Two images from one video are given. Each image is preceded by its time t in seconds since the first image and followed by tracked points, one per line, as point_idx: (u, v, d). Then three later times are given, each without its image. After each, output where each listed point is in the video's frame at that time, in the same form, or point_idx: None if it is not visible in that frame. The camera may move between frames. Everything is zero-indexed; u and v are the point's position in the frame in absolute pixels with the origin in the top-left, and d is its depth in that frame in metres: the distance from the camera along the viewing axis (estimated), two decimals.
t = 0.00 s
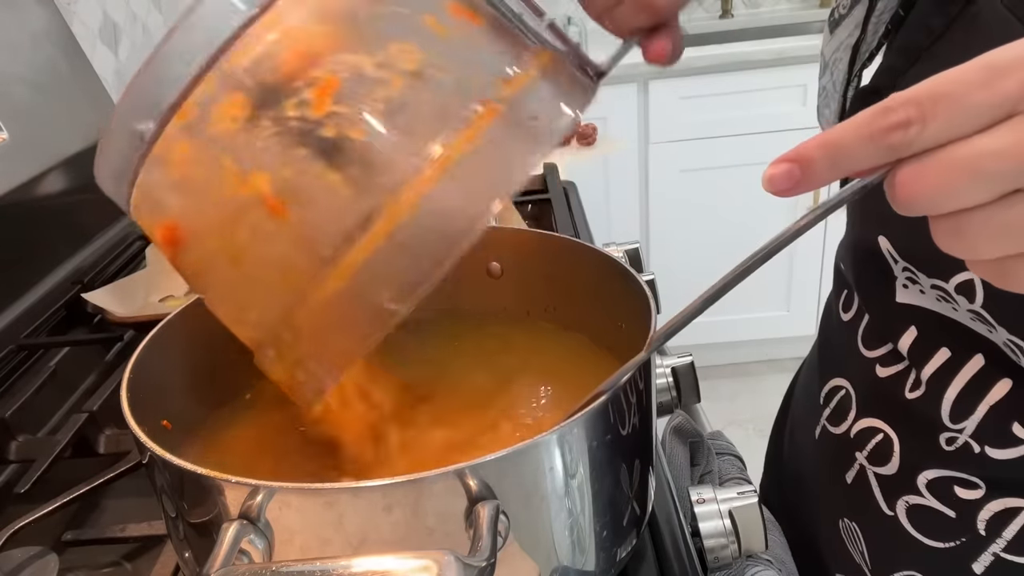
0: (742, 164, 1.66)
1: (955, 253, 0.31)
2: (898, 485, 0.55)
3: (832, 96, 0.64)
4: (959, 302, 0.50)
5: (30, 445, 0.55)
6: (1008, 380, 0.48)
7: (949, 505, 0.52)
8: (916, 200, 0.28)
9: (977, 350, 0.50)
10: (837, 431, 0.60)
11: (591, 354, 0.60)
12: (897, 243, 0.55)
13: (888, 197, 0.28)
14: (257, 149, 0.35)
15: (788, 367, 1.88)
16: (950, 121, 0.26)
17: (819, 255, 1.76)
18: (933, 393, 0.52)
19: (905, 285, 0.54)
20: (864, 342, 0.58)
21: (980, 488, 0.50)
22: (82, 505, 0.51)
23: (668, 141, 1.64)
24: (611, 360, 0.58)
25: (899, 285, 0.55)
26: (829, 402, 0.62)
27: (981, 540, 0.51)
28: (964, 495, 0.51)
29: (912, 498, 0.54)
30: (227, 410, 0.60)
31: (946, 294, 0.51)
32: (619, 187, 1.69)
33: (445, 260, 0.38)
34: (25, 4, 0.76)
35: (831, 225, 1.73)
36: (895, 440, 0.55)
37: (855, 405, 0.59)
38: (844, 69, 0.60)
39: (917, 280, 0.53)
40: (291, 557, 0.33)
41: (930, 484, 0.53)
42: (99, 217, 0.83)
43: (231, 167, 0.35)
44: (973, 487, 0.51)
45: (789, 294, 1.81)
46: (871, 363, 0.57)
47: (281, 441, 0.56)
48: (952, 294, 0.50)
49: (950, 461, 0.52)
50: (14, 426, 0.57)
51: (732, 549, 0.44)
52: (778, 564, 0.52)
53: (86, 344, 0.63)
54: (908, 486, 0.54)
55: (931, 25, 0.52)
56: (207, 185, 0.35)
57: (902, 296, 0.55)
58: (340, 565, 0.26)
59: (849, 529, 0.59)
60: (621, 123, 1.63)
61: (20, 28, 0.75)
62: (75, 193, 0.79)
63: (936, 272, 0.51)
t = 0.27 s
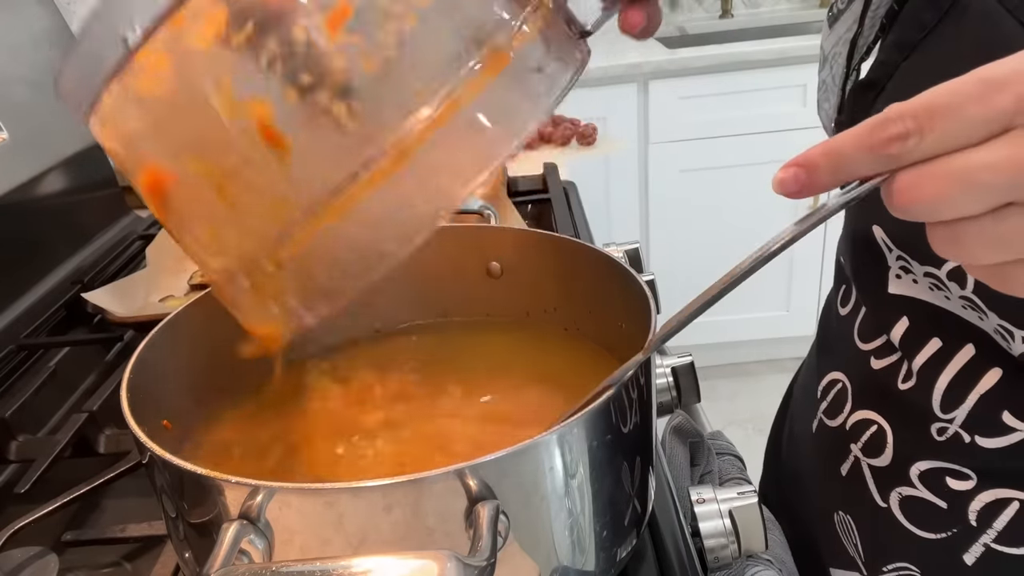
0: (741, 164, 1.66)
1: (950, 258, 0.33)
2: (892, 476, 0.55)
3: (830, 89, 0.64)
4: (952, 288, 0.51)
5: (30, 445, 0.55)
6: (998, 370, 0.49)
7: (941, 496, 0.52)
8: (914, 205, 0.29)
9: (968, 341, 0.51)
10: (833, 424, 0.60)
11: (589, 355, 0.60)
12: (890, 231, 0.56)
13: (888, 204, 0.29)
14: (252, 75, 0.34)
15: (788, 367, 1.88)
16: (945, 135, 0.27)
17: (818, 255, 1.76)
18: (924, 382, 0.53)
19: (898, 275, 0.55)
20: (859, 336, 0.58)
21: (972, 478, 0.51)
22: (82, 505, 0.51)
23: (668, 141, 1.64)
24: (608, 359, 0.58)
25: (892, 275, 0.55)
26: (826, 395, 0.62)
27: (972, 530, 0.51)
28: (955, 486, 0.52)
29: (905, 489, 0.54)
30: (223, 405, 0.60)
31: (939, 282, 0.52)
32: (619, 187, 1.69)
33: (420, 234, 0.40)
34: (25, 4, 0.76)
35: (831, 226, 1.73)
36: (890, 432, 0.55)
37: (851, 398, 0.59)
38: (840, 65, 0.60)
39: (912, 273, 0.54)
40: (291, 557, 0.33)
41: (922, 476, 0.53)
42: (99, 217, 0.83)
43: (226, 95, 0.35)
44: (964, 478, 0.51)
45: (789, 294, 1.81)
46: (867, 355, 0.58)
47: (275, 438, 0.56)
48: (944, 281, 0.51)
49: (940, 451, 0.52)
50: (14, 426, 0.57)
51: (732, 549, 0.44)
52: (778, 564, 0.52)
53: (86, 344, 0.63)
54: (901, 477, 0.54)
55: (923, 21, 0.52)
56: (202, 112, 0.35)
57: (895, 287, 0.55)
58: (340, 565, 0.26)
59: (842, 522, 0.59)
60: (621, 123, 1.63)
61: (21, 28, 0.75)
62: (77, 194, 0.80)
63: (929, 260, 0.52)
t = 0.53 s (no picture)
0: (741, 164, 1.66)
1: (953, 263, 0.33)
2: (885, 470, 0.55)
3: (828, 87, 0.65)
4: (944, 284, 0.50)
5: (30, 445, 0.55)
6: (989, 365, 0.49)
7: (932, 489, 0.52)
8: (909, 213, 0.30)
9: (962, 336, 0.50)
10: (827, 419, 0.60)
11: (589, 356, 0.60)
12: (884, 227, 0.56)
13: (884, 214, 0.31)
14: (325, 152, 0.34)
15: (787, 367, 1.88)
16: (934, 141, 0.29)
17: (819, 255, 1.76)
18: (917, 378, 0.52)
19: (892, 272, 0.55)
20: (856, 330, 0.59)
21: (963, 472, 0.50)
22: (81, 505, 0.51)
23: (668, 141, 1.64)
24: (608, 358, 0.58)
25: (887, 271, 0.55)
26: (821, 391, 0.62)
27: (962, 524, 0.51)
28: (947, 480, 0.51)
29: (897, 483, 0.54)
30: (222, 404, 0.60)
31: (932, 278, 0.51)
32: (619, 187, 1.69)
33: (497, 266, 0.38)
34: (25, 4, 0.76)
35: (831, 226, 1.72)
36: (882, 427, 0.55)
37: (846, 394, 0.59)
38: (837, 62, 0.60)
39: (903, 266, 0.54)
40: (291, 557, 0.33)
41: (914, 469, 0.53)
42: (99, 217, 0.83)
43: (300, 163, 0.34)
44: (955, 472, 0.51)
45: (789, 294, 1.81)
46: (862, 351, 0.58)
47: (274, 437, 0.56)
48: (937, 277, 0.51)
49: (934, 446, 0.52)
50: (14, 426, 0.57)
51: (732, 549, 0.44)
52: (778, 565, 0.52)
53: (85, 344, 0.63)
54: (894, 471, 0.54)
55: (915, 19, 0.52)
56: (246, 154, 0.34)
57: (890, 283, 0.55)
58: (340, 566, 0.26)
59: (837, 517, 0.60)
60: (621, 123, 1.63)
61: (21, 28, 0.74)
62: (75, 195, 0.80)
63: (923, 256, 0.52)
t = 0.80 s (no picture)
0: (741, 164, 1.66)
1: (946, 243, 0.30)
2: (871, 465, 0.55)
3: (819, 88, 0.64)
4: (926, 277, 0.50)
5: (30, 445, 0.55)
6: (971, 359, 0.49)
7: (916, 485, 0.53)
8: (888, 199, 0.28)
9: (942, 330, 0.50)
10: (817, 415, 0.61)
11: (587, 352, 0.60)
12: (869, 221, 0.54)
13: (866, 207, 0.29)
14: (397, 185, 0.35)
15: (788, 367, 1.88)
16: (883, 123, 0.28)
17: (818, 255, 1.76)
18: (900, 371, 0.53)
19: (878, 267, 0.54)
20: (845, 327, 0.59)
21: (945, 469, 0.51)
22: (81, 505, 0.51)
23: (668, 141, 1.64)
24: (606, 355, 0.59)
25: (873, 266, 0.55)
26: (812, 386, 0.62)
27: (944, 519, 0.51)
28: (930, 476, 0.52)
29: (882, 478, 0.55)
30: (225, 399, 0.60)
31: (914, 271, 0.50)
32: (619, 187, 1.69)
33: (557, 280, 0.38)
34: (25, 4, 0.76)
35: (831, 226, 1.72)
36: (867, 422, 0.55)
37: (836, 389, 0.59)
38: (828, 63, 0.59)
39: (887, 260, 0.53)
40: (291, 557, 0.33)
41: (898, 465, 0.53)
42: (98, 217, 0.83)
43: (370, 197, 0.35)
44: (936, 468, 0.51)
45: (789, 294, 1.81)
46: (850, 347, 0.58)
47: (275, 433, 0.56)
48: (919, 270, 0.50)
49: (916, 441, 0.52)
50: (14, 426, 0.57)
51: (732, 549, 0.44)
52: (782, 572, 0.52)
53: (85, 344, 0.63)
54: (880, 466, 0.55)
55: (900, 18, 0.51)
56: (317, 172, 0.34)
57: (875, 278, 0.55)
58: (340, 565, 0.26)
59: (826, 512, 0.60)
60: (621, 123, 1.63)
61: (20, 28, 0.75)
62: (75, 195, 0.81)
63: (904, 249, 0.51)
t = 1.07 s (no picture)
0: (741, 164, 1.66)
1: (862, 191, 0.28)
2: (857, 457, 0.55)
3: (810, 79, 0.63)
4: (910, 256, 0.48)
5: (30, 445, 0.55)
6: (950, 344, 0.48)
7: (899, 476, 0.52)
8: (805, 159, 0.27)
9: (921, 318, 0.50)
10: (810, 408, 0.61)
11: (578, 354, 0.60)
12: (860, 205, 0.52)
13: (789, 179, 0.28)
14: (495, 219, 0.33)
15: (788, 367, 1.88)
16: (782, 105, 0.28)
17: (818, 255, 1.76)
18: (879, 359, 0.52)
19: (862, 255, 0.53)
20: (837, 321, 0.59)
21: (925, 462, 0.50)
22: (81, 505, 0.51)
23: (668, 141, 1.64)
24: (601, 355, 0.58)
25: (857, 254, 0.54)
26: (807, 381, 0.63)
27: (926, 511, 0.51)
28: (911, 468, 0.51)
29: (868, 470, 0.54)
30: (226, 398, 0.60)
31: (901, 252, 0.49)
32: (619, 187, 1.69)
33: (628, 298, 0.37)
34: (25, 4, 0.76)
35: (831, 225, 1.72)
36: (853, 412, 0.55)
37: (827, 381, 0.59)
38: (822, 54, 0.57)
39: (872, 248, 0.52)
40: (291, 556, 0.33)
41: (884, 456, 0.53)
42: (98, 217, 0.83)
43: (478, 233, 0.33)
44: (916, 460, 0.51)
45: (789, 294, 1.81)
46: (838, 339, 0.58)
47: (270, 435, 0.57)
48: (905, 250, 0.49)
49: (897, 430, 0.51)
50: (14, 426, 0.57)
51: (731, 549, 0.45)
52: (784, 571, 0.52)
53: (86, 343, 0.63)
54: (865, 458, 0.54)
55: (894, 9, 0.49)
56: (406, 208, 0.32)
57: (857, 266, 0.54)
58: (340, 566, 0.26)
59: (816, 502, 0.61)
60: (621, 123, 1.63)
61: (20, 28, 0.75)
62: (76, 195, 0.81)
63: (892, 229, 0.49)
